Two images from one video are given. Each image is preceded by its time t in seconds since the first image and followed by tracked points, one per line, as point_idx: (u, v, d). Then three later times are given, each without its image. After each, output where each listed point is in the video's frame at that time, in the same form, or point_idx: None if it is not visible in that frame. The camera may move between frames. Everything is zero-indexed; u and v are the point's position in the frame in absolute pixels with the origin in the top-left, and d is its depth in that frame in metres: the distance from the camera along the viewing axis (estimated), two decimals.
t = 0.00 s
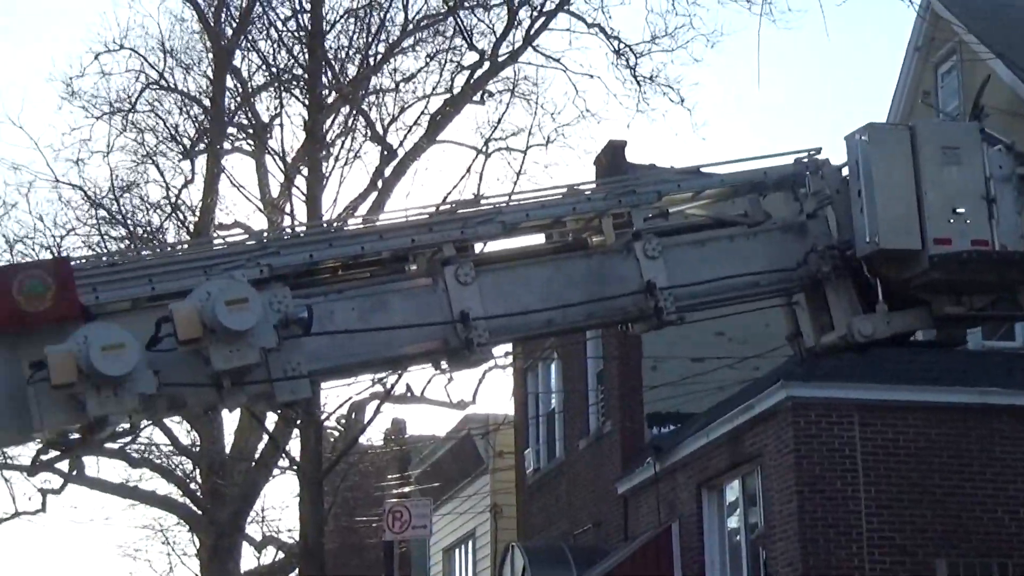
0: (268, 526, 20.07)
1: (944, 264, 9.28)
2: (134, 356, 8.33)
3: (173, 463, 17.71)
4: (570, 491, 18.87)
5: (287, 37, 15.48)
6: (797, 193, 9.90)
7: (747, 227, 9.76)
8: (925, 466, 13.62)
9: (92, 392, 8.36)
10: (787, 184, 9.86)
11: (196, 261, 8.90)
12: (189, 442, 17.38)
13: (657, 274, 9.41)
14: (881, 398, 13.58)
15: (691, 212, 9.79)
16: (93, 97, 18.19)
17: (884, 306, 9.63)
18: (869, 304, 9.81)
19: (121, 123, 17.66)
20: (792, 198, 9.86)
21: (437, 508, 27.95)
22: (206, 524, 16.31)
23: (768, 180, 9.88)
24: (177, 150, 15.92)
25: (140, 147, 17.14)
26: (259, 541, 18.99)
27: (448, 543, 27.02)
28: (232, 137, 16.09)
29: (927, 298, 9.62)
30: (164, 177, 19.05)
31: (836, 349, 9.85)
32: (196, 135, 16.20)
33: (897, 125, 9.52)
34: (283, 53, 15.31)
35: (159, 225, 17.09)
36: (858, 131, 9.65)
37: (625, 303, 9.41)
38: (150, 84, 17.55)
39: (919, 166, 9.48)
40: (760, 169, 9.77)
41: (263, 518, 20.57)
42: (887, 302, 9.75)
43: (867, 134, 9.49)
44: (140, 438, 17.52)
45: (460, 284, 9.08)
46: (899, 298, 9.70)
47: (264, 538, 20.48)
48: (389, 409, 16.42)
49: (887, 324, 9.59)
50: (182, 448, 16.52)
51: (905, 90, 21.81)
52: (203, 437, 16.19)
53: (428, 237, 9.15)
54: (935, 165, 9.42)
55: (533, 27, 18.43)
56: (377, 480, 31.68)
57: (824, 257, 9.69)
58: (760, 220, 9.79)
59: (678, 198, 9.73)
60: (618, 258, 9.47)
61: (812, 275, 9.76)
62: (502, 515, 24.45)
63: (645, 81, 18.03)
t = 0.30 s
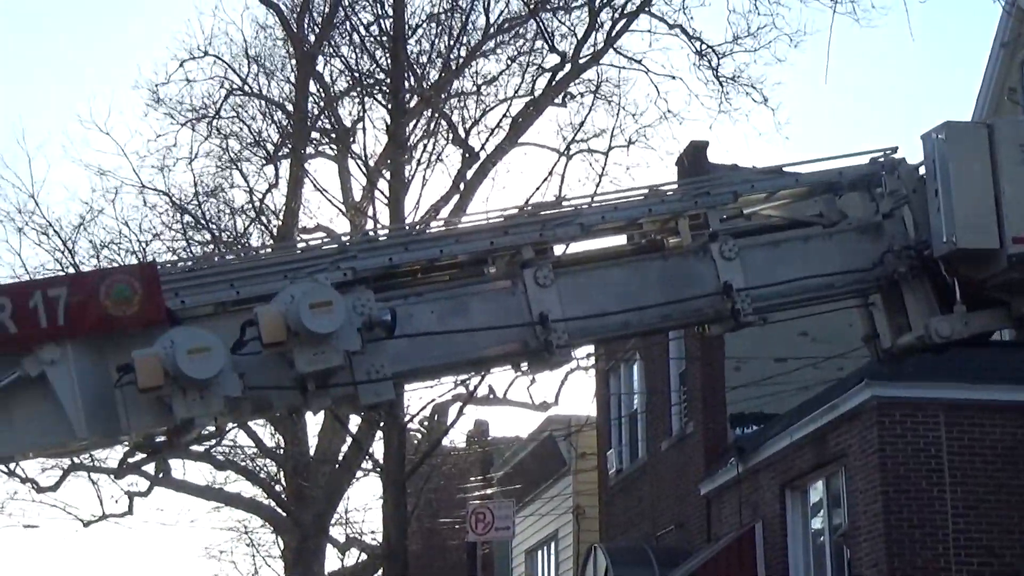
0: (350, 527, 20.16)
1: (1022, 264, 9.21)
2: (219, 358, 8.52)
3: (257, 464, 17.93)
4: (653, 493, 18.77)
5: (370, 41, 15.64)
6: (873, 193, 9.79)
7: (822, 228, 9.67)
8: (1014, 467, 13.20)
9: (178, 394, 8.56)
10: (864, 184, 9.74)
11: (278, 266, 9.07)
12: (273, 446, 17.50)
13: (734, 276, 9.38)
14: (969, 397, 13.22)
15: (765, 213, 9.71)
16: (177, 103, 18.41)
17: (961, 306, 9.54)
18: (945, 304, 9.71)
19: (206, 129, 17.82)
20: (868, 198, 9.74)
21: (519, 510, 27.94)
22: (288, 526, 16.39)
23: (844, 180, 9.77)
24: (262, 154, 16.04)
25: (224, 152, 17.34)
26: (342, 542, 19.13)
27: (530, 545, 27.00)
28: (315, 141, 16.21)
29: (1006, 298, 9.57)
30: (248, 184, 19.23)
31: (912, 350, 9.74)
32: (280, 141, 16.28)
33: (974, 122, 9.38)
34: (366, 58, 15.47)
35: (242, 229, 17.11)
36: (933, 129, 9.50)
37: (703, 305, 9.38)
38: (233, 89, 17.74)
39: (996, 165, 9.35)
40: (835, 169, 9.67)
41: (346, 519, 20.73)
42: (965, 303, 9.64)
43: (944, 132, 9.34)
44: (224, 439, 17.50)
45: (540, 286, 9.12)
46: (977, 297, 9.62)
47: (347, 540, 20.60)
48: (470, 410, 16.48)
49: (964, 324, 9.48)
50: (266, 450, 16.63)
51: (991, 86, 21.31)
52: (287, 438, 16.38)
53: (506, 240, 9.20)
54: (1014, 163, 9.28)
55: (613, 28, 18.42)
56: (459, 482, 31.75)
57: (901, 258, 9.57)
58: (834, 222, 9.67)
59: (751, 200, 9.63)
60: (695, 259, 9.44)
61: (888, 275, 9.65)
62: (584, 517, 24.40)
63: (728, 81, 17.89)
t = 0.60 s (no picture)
0: (368, 530, 20.20)
1: None
2: (238, 361, 8.57)
3: (276, 466, 17.99)
4: (672, 495, 18.74)
5: (387, 44, 15.66)
6: (883, 195, 9.73)
7: (830, 230, 9.66)
8: None
9: (196, 398, 8.62)
10: (874, 186, 9.71)
11: (292, 268, 9.12)
12: (292, 448, 17.52)
13: (746, 279, 9.38)
14: (986, 399, 13.16)
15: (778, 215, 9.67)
16: (195, 106, 18.44)
17: (971, 308, 9.47)
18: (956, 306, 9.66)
19: (224, 132, 17.83)
20: (877, 201, 9.66)
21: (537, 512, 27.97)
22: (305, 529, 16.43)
23: (855, 182, 9.73)
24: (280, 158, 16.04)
25: (243, 155, 17.37)
26: (361, 544, 19.17)
27: (548, 546, 27.04)
28: (334, 145, 16.22)
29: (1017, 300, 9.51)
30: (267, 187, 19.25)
31: (924, 353, 9.70)
32: (298, 144, 16.28)
33: (984, 123, 9.33)
34: (383, 61, 15.48)
35: (261, 232, 17.19)
36: (942, 130, 9.45)
37: (715, 307, 9.38)
38: (251, 93, 17.77)
39: (1007, 165, 9.31)
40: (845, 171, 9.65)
41: (364, 521, 20.77)
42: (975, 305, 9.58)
43: (953, 133, 9.29)
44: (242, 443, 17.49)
45: (554, 289, 9.15)
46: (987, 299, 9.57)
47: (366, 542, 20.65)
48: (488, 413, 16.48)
49: (974, 327, 9.41)
50: (284, 453, 16.66)
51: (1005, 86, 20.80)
52: (306, 441, 16.43)
53: (519, 243, 9.19)
54: None
55: (630, 31, 18.39)
56: (477, 484, 31.80)
57: (911, 260, 9.51)
58: (842, 223, 9.67)
59: (762, 202, 9.56)
60: (706, 262, 9.45)
61: (897, 278, 9.61)
62: (602, 519, 24.40)
63: (747, 82, 17.83)
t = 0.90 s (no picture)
0: (348, 528, 20.18)
1: (1002, 265, 9.20)
2: (218, 358, 8.56)
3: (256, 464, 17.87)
4: (653, 492, 18.77)
5: (368, 42, 15.60)
6: (854, 194, 9.79)
7: (803, 228, 9.69)
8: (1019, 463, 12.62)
9: (176, 396, 8.61)
10: (845, 185, 9.76)
11: (268, 266, 9.11)
12: (272, 446, 17.47)
13: (720, 277, 9.41)
14: (967, 395, 12.65)
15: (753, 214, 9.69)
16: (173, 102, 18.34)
17: (942, 306, 9.55)
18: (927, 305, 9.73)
19: (203, 129, 17.74)
20: (848, 199, 9.75)
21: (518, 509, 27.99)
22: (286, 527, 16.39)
23: (827, 181, 9.78)
24: (260, 156, 15.94)
25: (222, 153, 17.29)
26: (342, 543, 19.14)
27: (529, 544, 27.08)
28: (314, 142, 16.14)
29: (987, 299, 9.57)
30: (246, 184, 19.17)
31: (895, 351, 9.75)
32: (278, 142, 16.18)
33: (954, 123, 9.41)
34: (363, 59, 15.43)
35: (240, 229, 17.11)
36: (913, 130, 9.57)
37: (688, 305, 9.39)
38: (230, 89, 17.68)
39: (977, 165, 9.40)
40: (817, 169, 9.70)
41: (346, 519, 20.75)
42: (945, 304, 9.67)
43: (923, 133, 9.40)
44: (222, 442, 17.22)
45: (531, 288, 9.15)
46: (958, 297, 9.62)
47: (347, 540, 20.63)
48: (467, 410, 16.47)
49: (944, 325, 9.48)
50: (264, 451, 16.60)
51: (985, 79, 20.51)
52: (286, 439, 16.39)
53: (496, 241, 9.20)
54: (994, 164, 9.33)
55: (609, 28, 18.38)
56: (459, 481, 31.78)
57: (882, 259, 9.60)
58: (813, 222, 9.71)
59: (734, 201, 9.61)
60: (680, 261, 9.46)
61: (868, 277, 9.67)
62: (583, 516, 24.43)
63: (726, 80, 17.86)
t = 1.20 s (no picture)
0: (364, 519, 20.18)
1: (1011, 257, 9.08)
2: (232, 348, 8.60)
3: (271, 456, 17.81)
4: (668, 483, 18.72)
5: (382, 33, 15.53)
6: (862, 185, 9.64)
7: (810, 219, 9.55)
8: None
9: (190, 385, 8.63)
10: (853, 176, 9.61)
11: (279, 257, 9.12)
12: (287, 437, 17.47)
13: (728, 268, 9.27)
14: (984, 386, 12.23)
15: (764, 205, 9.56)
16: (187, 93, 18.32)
17: (950, 298, 9.44)
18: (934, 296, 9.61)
19: (217, 120, 17.71)
20: (855, 190, 9.60)
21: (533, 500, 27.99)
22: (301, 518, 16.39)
23: (834, 172, 9.64)
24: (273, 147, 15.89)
25: (236, 144, 17.25)
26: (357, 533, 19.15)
27: (544, 535, 27.09)
28: (328, 133, 16.11)
29: (996, 290, 9.44)
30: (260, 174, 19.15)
31: (903, 343, 9.64)
32: (292, 133, 16.13)
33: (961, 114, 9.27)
34: (376, 50, 15.35)
35: (254, 220, 17.08)
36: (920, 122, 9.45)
37: (696, 297, 9.28)
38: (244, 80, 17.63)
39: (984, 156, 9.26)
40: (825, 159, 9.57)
41: (360, 510, 20.75)
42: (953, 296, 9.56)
43: (929, 124, 9.27)
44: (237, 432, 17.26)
45: (541, 278, 9.10)
46: (966, 288, 9.50)
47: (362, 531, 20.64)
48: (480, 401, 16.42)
49: (952, 317, 9.37)
50: (279, 442, 16.60)
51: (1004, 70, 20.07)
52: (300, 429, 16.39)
53: (507, 232, 9.17)
54: (1002, 155, 9.19)
55: (624, 17, 18.25)
56: (474, 471, 31.80)
57: (889, 250, 9.47)
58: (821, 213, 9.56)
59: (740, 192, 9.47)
60: (689, 252, 9.35)
61: (875, 269, 9.54)
62: (598, 506, 24.40)
63: (740, 71, 17.71)
